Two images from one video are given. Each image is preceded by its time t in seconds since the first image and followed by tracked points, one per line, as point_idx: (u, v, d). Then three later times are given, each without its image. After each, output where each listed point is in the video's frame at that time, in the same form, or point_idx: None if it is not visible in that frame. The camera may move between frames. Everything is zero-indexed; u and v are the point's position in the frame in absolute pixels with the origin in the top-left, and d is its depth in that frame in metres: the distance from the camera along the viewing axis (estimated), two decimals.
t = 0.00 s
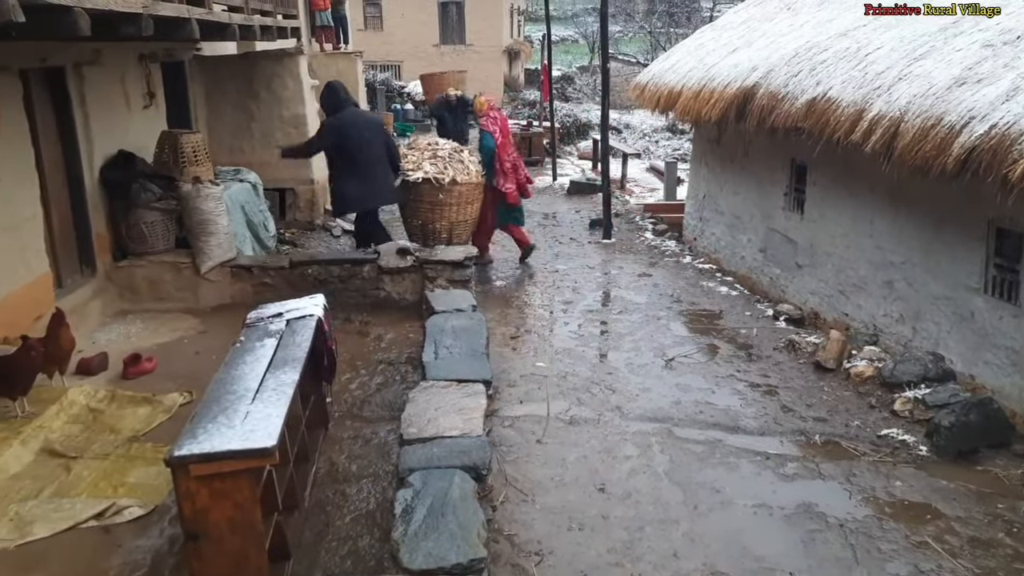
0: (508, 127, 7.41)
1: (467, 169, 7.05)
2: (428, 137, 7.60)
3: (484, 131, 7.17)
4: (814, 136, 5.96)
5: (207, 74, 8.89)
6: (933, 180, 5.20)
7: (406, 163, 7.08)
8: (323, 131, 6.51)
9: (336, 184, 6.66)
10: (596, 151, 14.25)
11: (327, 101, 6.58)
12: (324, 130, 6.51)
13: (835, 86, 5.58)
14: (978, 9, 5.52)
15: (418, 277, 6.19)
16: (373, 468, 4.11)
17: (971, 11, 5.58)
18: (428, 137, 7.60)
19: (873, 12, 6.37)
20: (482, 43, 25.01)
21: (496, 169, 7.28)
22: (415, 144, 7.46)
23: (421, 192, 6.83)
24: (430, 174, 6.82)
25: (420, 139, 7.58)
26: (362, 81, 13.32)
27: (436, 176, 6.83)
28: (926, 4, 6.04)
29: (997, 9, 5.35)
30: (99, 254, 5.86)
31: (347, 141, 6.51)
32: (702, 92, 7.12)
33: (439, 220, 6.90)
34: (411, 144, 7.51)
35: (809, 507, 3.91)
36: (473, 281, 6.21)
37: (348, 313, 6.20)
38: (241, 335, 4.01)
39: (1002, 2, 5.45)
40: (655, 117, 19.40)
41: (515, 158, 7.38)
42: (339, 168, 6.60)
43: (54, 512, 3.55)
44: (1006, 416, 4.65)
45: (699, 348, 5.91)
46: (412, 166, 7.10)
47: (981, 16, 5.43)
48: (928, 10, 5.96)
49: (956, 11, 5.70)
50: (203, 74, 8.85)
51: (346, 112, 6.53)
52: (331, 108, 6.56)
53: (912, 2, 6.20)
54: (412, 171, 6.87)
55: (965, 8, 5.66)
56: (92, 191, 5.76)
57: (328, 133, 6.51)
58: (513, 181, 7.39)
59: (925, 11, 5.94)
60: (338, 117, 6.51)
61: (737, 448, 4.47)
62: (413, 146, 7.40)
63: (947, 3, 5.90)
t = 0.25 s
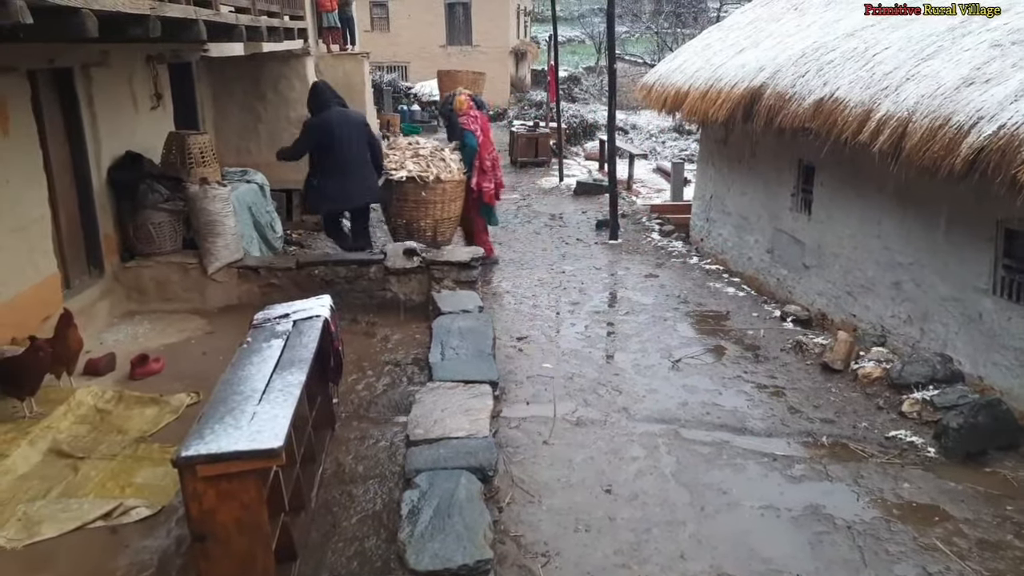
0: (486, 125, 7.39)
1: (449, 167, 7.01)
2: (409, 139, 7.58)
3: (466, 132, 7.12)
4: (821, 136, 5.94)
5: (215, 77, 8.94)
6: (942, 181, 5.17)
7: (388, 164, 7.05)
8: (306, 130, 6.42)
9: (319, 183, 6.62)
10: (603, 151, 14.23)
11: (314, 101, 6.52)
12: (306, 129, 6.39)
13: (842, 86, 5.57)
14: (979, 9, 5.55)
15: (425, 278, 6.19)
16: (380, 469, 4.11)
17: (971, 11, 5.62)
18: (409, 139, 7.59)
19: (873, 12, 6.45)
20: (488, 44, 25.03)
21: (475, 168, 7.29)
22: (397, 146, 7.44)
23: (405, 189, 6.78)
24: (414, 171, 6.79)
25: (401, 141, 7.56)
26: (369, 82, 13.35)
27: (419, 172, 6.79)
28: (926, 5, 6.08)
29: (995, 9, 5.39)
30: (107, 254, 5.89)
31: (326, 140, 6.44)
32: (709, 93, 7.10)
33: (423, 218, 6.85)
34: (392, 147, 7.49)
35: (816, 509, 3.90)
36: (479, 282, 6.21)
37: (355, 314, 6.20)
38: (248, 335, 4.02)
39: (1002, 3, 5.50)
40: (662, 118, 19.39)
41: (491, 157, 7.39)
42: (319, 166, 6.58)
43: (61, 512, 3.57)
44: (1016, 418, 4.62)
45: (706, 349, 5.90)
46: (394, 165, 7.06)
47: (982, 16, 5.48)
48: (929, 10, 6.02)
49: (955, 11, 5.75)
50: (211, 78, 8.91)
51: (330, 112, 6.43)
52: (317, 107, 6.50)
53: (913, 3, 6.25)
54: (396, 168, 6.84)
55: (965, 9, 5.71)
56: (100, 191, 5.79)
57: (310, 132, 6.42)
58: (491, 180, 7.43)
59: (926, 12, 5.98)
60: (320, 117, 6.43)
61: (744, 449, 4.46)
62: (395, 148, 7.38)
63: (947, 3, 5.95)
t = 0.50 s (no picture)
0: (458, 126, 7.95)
1: (428, 160, 7.38)
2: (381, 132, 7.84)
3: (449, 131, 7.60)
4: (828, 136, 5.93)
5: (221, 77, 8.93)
6: (950, 180, 5.15)
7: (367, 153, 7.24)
8: (283, 134, 6.35)
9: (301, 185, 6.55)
10: (609, 151, 14.22)
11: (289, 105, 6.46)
12: (284, 133, 6.33)
13: (849, 85, 5.55)
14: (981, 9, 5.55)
15: (431, 279, 6.20)
16: (386, 469, 4.11)
17: (970, 11, 5.64)
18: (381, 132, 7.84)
19: (874, 12, 6.49)
20: (494, 44, 25.02)
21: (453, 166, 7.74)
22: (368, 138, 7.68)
23: (389, 180, 7.06)
24: (399, 163, 7.07)
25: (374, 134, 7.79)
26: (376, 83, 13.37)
27: (402, 165, 7.09)
28: (926, 5, 6.09)
29: (996, 9, 5.41)
30: (115, 255, 5.90)
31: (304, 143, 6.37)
32: (716, 92, 7.09)
33: (404, 209, 7.15)
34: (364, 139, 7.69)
35: (824, 510, 3.89)
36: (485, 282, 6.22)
37: (362, 314, 6.21)
38: (255, 336, 4.02)
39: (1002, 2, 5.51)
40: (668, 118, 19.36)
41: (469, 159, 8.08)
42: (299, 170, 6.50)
43: (69, 512, 3.58)
44: None
45: (713, 349, 5.88)
46: (375, 155, 7.32)
47: (983, 16, 5.49)
48: (928, 10, 6.03)
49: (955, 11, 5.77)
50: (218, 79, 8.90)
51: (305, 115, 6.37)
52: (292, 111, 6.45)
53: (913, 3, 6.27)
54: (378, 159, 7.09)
55: (966, 10, 5.70)
56: (108, 193, 5.81)
57: (288, 136, 6.34)
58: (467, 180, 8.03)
59: (926, 12, 5.99)
60: (296, 120, 6.36)
61: (751, 450, 4.44)
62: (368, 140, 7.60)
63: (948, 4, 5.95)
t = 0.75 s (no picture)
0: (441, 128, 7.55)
1: (409, 149, 6.87)
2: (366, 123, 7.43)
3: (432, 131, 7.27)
4: (835, 136, 5.91)
5: (226, 77, 8.94)
6: (957, 180, 5.13)
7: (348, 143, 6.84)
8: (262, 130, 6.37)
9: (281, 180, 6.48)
10: (614, 151, 14.22)
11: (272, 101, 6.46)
12: (262, 128, 6.34)
13: (856, 85, 5.54)
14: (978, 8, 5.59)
15: (437, 279, 6.21)
16: (392, 469, 4.11)
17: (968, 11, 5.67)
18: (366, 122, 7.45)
19: (873, 12, 6.55)
20: (499, 44, 25.02)
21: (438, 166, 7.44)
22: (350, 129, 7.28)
23: (369, 170, 6.61)
24: (378, 151, 6.63)
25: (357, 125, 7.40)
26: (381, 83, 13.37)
27: (383, 153, 6.63)
28: (926, 5, 6.12)
29: (995, 9, 5.44)
30: (121, 255, 5.92)
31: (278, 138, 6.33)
32: (721, 92, 7.08)
33: (385, 198, 6.70)
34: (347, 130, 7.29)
35: (830, 511, 3.88)
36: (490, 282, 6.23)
37: (367, 315, 6.22)
38: (261, 336, 4.03)
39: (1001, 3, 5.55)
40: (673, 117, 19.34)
41: (451, 160, 7.75)
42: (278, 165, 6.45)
43: (76, 512, 3.58)
44: None
45: (718, 349, 5.87)
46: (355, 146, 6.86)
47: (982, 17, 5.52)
48: (928, 10, 6.05)
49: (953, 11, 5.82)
50: (224, 78, 8.91)
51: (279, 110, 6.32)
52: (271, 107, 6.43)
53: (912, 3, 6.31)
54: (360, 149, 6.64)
55: (966, 10, 5.71)
56: (114, 193, 5.82)
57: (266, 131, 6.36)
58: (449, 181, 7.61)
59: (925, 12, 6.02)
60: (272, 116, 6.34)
61: (757, 450, 4.44)
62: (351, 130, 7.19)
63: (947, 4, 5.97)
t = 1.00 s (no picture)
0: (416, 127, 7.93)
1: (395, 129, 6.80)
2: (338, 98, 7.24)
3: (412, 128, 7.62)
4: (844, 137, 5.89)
5: (236, 79, 8.95)
6: (967, 180, 5.10)
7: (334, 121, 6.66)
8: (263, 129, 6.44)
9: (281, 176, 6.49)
10: (622, 152, 14.21)
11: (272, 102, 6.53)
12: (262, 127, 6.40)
13: (865, 86, 5.52)
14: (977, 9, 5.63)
15: (445, 280, 6.22)
16: (401, 470, 4.12)
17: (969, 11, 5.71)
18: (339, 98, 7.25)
19: (873, 12, 6.65)
20: (507, 45, 25.04)
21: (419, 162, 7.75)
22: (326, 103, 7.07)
23: (364, 152, 6.50)
24: (372, 133, 6.52)
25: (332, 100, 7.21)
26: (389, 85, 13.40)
27: (377, 135, 6.54)
28: (925, 5, 6.20)
29: (995, 9, 5.49)
30: (131, 257, 5.94)
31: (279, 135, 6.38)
32: (729, 93, 7.07)
33: (375, 179, 6.63)
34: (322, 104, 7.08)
35: (840, 513, 3.87)
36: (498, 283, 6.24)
37: (375, 316, 6.23)
38: (270, 337, 4.04)
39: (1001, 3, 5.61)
40: (681, 118, 19.33)
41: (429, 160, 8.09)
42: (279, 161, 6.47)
43: (87, 512, 3.60)
44: None
45: (727, 351, 5.86)
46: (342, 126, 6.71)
47: (982, 17, 5.57)
48: (928, 10, 6.12)
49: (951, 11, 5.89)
50: (233, 80, 8.91)
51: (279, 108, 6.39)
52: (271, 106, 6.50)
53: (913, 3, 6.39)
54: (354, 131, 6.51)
55: (965, 9, 5.78)
56: (124, 195, 5.84)
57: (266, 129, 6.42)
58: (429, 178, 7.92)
59: (925, 13, 6.08)
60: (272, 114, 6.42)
61: (766, 452, 4.42)
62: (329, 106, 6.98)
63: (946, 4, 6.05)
